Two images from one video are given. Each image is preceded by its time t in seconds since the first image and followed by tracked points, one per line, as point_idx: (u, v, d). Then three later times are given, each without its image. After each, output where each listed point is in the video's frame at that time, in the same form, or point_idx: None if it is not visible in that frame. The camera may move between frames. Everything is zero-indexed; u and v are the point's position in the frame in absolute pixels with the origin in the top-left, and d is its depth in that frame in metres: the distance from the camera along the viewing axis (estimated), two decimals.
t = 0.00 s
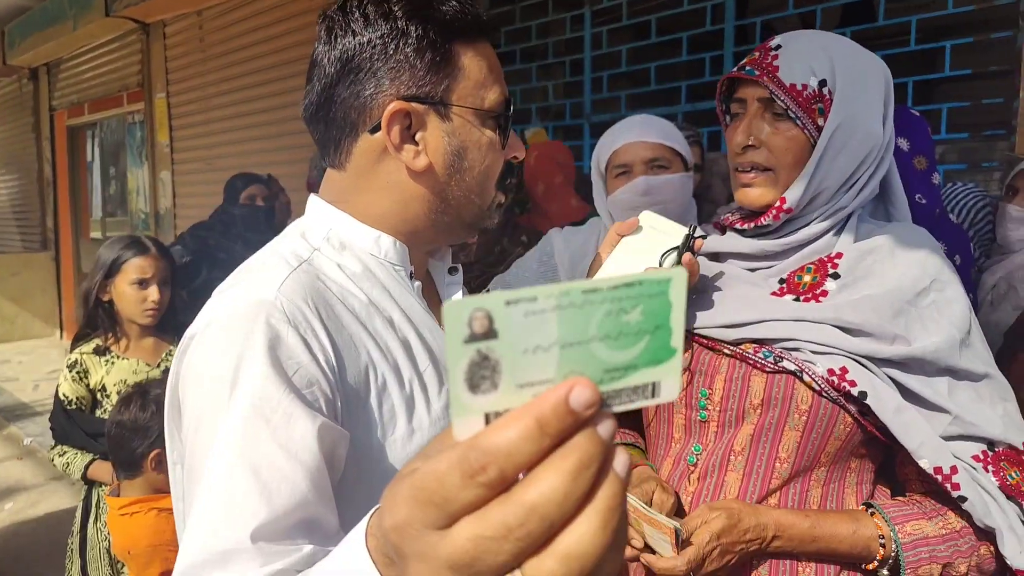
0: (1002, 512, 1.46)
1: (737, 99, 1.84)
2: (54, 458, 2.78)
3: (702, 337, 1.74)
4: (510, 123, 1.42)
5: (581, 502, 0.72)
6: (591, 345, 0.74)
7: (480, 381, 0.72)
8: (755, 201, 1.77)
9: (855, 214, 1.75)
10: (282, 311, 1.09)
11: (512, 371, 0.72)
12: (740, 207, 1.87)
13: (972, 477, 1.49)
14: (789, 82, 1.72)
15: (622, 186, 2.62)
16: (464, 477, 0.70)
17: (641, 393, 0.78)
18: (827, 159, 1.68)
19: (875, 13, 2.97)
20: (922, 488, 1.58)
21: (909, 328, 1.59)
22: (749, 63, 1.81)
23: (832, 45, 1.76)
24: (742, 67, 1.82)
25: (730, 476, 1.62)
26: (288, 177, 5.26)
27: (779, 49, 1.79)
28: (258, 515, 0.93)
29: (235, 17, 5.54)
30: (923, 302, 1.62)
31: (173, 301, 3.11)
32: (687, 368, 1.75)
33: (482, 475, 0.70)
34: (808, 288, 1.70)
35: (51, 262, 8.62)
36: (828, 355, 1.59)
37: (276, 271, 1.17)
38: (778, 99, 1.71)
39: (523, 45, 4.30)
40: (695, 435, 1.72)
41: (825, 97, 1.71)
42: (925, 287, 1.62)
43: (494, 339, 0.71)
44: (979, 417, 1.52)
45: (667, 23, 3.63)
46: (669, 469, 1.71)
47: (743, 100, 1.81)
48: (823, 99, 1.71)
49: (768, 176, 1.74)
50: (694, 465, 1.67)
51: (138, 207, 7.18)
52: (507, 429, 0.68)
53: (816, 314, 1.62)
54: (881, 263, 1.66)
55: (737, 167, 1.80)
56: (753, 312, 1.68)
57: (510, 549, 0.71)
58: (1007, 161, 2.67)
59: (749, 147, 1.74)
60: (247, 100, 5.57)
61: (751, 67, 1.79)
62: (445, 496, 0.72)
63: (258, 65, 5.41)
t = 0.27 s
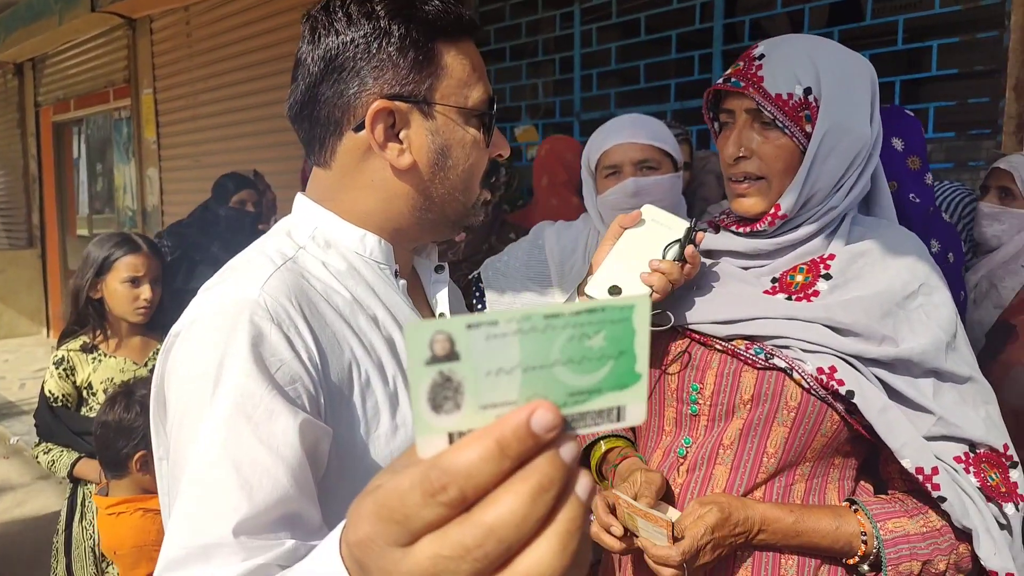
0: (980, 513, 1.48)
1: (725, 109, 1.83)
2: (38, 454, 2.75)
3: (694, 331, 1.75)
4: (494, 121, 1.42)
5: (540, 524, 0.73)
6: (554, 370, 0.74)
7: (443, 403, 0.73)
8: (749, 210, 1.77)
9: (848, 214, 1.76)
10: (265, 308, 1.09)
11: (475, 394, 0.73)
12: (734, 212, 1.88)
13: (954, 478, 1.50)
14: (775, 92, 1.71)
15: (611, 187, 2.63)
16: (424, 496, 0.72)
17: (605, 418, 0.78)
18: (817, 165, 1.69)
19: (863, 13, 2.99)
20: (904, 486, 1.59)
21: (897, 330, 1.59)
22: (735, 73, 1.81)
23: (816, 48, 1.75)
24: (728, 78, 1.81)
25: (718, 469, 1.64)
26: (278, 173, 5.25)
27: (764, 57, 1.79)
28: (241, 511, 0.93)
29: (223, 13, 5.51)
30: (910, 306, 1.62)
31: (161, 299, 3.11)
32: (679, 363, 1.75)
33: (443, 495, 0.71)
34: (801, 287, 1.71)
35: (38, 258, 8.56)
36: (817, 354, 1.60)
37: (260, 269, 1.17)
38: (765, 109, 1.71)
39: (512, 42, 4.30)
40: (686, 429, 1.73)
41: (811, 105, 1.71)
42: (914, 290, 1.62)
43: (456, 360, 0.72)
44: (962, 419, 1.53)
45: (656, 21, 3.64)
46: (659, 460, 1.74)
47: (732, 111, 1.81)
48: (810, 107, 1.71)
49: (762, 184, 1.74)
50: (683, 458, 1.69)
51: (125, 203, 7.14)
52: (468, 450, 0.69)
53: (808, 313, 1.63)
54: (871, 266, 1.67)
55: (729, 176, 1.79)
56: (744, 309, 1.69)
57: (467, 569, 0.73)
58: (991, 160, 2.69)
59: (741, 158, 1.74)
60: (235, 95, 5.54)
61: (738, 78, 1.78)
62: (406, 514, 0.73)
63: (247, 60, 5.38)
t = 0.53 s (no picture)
0: (976, 517, 1.49)
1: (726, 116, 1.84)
2: (35, 450, 2.75)
3: (695, 330, 1.75)
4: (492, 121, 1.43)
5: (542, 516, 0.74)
6: (558, 361, 0.76)
7: (449, 394, 0.74)
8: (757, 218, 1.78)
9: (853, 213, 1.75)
10: (264, 304, 1.10)
11: (481, 383, 0.74)
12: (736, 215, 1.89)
13: (951, 480, 1.51)
14: (775, 99, 1.71)
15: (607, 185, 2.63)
16: (432, 484, 0.72)
17: (608, 411, 0.79)
18: (822, 169, 1.68)
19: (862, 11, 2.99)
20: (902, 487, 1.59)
21: (898, 332, 1.59)
22: (736, 80, 1.81)
23: (813, 53, 1.75)
24: (728, 85, 1.81)
25: (718, 466, 1.64)
26: (276, 171, 5.25)
27: (763, 62, 1.79)
28: (241, 504, 0.94)
29: (222, 11, 5.51)
30: (913, 309, 1.62)
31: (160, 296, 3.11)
32: (681, 361, 1.76)
33: (449, 484, 0.72)
34: (802, 288, 1.71)
35: (37, 256, 8.56)
36: (818, 354, 1.60)
37: (259, 266, 1.18)
38: (767, 117, 1.71)
39: (511, 40, 4.31)
40: (688, 426, 1.74)
41: (813, 112, 1.71)
42: (915, 291, 1.62)
43: (462, 352, 0.73)
44: (960, 421, 1.54)
45: (655, 19, 3.64)
46: (659, 455, 1.74)
47: (733, 117, 1.81)
48: (811, 113, 1.71)
49: (768, 191, 1.75)
50: (683, 454, 1.70)
51: (124, 201, 7.14)
52: (473, 440, 0.70)
53: (811, 313, 1.63)
54: (873, 269, 1.66)
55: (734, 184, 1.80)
56: (746, 308, 1.69)
57: (473, 556, 0.74)
58: (990, 157, 2.70)
59: (744, 164, 1.75)
60: (234, 94, 5.54)
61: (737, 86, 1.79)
62: (413, 503, 0.74)
63: (245, 58, 5.38)
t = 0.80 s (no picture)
0: (980, 520, 1.47)
1: (734, 97, 1.83)
2: (29, 449, 2.72)
3: (695, 331, 1.74)
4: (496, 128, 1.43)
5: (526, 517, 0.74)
6: (541, 364, 0.77)
7: (433, 395, 0.75)
8: (752, 203, 1.77)
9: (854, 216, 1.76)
10: (261, 301, 1.10)
11: (465, 385, 0.75)
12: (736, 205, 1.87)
13: (955, 483, 1.50)
14: (786, 80, 1.71)
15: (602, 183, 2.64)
16: (415, 486, 0.72)
17: (593, 411, 0.80)
18: (824, 159, 1.68)
19: (860, 10, 2.99)
20: (905, 489, 1.58)
21: (902, 333, 1.59)
22: (747, 61, 1.80)
23: (825, 43, 1.75)
24: (740, 65, 1.81)
25: (721, 466, 1.65)
26: (274, 170, 5.25)
27: (777, 47, 1.78)
28: (238, 500, 0.94)
29: (219, 9, 5.50)
30: (916, 309, 1.63)
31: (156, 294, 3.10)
32: (682, 362, 1.75)
33: (433, 485, 0.71)
34: (804, 288, 1.70)
35: (35, 254, 8.56)
36: (820, 357, 1.60)
37: (258, 263, 1.18)
38: (775, 97, 1.70)
39: (509, 39, 4.31)
40: (691, 425, 1.74)
41: (821, 96, 1.71)
42: (919, 293, 1.63)
43: (445, 354, 0.74)
44: (966, 423, 1.53)
45: (653, 17, 3.64)
46: (660, 455, 1.75)
47: (741, 99, 1.80)
48: (819, 98, 1.71)
49: (768, 174, 1.74)
50: (685, 453, 1.70)
51: (122, 199, 7.12)
52: (457, 441, 0.70)
53: (811, 316, 1.62)
54: (877, 269, 1.67)
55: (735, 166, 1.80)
56: (747, 309, 1.68)
57: (457, 558, 0.74)
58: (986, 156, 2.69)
59: (746, 145, 1.74)
60: (232, 92, 5.53)
61: (748, 65, 1.78)
62: (398, 505, 0.74)
63: (244, 57, 5.37)
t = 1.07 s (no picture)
0: (997, 528, 1.42)
1: (737, 97, 1.81)
2: (23, 451, 2.73)
3: (702, 331, 1.72)
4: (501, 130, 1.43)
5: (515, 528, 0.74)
6: (532, 379, 0.77)
7: (426, 409, 0.75)
8: (759, 203, 1.73)
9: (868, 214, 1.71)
10: (263, 301, 1.09)
11: (456, 400, 0.76)
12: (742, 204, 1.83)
13: (971, 489, 1.43)
14: (788, 78, 1.68)
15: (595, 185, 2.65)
16: (408, 497, 0.73)
17: (582, 424, 0.81)
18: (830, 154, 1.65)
19: (856, 11, 3.00)
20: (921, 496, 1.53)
21: (914, 332, 1.54)
22: (750, 60, 1.78)
23: (828, 39, 1.72)
24: (742, 64, 1.78)
25: (727, 470, 1.60)
26: (271, 171, 5.24)
27: (779, 46, 1.76)
28: (236, 501, 0.94)
29: (216, 10, 5.49)
30: (930, 308, 1.57)
31: (151, 296, 3.10)
32: (689, 362, 1.71)
33: (425, 497, 0.72)
34: (814, 288, 1.67)
35: (31, 254, 8.54)
36: (828, 355, 1.56)
37: (261, 264, 1.18)
38: (777, 96, 1.68)
39: (506, 39, 4.31)
40: (698, 427, 1.70)
41: (825, 92, 1.67)
42: (932, 291, 1.58)
43: (438, 369, 0.74)
44: (982, 427, 1.47)
45: (650, 18, 3.64)
46: (667, 457, 1.70)
47: (744, 99, 1.78)
48: (824, 94, 1.67)
49: (774, 173, 1.71)
50: (692, 455, 1.66)
51: (118, 199, 7.11)
52: (449, 453, 0.71)
53: (819, 314, 1.59)
54: (889, 267, 1.61)
55: (740, 165, 1.77)
56: (756, 309, 1.65)
57: (447, 568, 0.74)
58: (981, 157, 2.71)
59: (750, 145, 1.72)
60: (229, 92, 5.52)
61: (750, 65, 1.76)
62: (389, 515, 0.74)
63: (240, 57, 5.36)
